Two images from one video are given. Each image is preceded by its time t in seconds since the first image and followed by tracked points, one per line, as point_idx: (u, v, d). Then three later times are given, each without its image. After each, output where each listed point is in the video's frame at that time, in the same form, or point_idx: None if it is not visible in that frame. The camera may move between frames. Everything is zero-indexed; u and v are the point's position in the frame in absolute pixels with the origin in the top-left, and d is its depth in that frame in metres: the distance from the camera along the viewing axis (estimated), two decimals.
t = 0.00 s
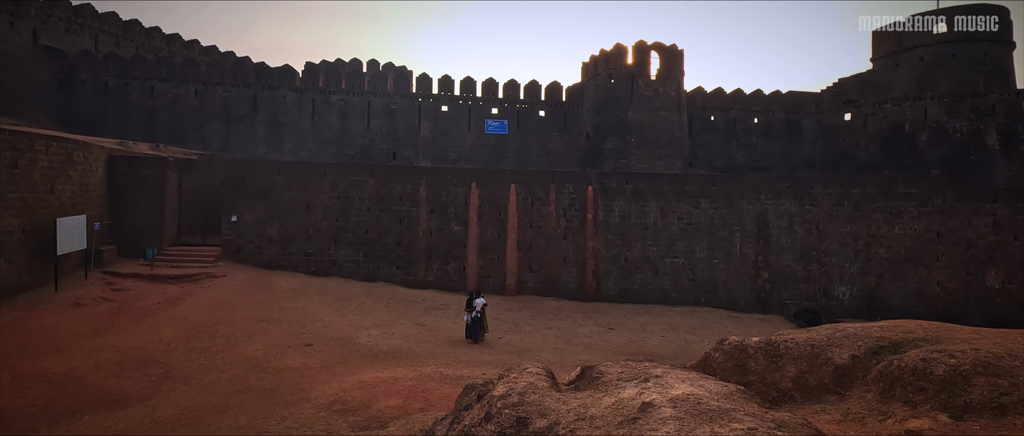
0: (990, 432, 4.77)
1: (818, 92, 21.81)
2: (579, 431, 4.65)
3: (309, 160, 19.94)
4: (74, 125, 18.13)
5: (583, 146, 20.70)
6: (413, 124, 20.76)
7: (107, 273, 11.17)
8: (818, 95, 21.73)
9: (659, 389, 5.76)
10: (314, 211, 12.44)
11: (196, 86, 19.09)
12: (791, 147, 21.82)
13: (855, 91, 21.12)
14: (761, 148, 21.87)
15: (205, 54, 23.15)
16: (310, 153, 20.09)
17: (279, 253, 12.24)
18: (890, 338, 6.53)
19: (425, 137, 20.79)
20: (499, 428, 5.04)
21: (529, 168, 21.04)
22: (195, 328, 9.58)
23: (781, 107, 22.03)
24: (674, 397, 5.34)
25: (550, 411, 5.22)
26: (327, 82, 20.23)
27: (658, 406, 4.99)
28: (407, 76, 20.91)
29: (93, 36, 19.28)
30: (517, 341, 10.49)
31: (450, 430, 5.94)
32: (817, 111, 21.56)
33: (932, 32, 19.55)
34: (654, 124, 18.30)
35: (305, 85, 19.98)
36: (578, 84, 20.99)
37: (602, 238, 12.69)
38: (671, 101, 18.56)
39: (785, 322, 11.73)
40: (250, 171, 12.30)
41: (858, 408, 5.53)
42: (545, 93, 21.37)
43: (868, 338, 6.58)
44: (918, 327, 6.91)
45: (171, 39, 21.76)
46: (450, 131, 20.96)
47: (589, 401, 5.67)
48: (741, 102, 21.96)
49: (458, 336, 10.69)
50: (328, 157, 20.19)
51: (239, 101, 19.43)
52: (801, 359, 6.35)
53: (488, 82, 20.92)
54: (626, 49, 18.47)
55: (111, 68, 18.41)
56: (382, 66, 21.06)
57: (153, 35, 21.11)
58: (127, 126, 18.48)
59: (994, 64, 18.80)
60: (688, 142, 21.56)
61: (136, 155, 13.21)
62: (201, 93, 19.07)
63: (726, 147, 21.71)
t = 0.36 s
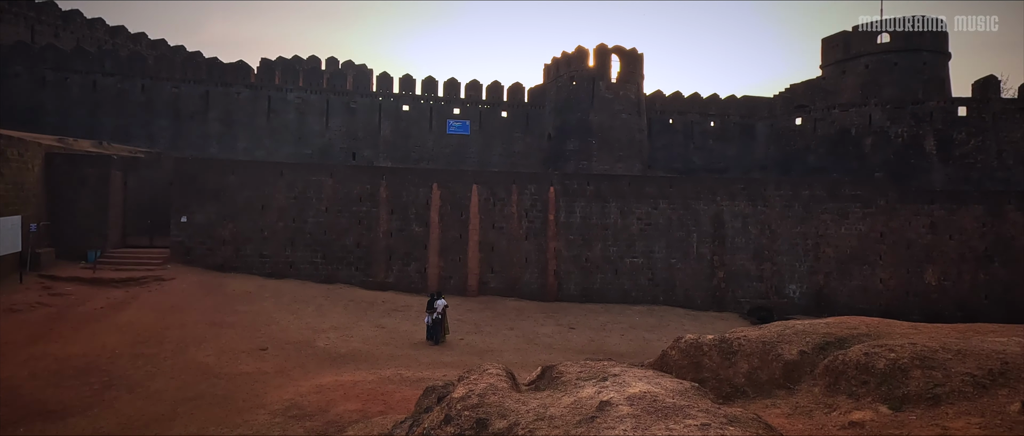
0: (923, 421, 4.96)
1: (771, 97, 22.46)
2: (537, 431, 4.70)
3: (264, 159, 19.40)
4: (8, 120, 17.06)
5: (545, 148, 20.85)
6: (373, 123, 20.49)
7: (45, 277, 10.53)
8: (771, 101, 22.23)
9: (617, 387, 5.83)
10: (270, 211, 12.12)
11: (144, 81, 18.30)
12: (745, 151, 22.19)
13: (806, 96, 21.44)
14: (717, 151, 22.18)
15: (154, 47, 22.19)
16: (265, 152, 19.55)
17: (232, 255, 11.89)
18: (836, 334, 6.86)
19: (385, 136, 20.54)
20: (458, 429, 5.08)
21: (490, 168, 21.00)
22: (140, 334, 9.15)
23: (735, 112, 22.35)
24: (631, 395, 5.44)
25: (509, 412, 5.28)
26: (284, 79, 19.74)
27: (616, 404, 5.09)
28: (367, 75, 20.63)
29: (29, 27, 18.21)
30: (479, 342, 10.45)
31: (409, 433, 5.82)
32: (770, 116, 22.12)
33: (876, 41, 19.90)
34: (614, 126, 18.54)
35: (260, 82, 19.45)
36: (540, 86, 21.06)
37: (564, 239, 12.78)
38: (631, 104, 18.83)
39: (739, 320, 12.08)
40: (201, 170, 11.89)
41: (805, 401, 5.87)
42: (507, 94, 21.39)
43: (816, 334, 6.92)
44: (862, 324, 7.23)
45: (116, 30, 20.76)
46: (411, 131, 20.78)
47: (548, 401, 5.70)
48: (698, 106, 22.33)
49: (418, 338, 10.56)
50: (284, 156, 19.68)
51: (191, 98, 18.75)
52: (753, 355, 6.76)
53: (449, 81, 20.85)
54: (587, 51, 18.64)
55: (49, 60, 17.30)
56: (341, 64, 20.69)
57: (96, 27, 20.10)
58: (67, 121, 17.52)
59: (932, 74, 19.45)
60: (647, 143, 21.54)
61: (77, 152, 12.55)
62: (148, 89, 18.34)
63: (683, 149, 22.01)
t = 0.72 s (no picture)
0: (872, 414, 5.27)
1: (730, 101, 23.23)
2: (502, 432, 4.69)
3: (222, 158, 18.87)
4: None
5: (511, 148, 20.93)
6: (337, 122, 20.19)
7: None
8: (731, 105, 23.13)
9: (579, 387, 5.74)
10: (229, 212, 11.85)
11: (93, 76, 17.56)
12: (705, 153, 23.03)
13: (763, 101, 22.15)
14: (679, 153, 22.93)
15: (104, 40, 21.30)
16: (224, 150, 19.02)
17: (188, 257, 11.53)
18: (791, 331, 7.06)
19: (349, 135, 20.24)
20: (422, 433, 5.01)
21: (456, 169, 20.91)
22: (88, 340, 8.75)
23: (697, 115, 23.26)
24: (594, 394, 5.40)
25: (473, 414, 5.19)
26: (244, 76, 19.26)
27: (579, 404, 5.05)
28: (331, 73, 20.26)
29: None
30: (444, 344, 10.39)
31: None
32: (730, 119, 23.02)
33: (828, 49, 20.72)
34: (579, 128, 18.84)
35: (219, 79, 18.93)
36: (506, 87, 21.17)
37: (530, 240, 12.90)
38: (596, 106, 19.14)
39: (700, 318, 12.37)
40: (156, 170, 11.58)
41: (762, 397, 6.11)
42: (473, 94, 21.39)
43: (772, 332, 7.08)
44: (814, 321, 7.49)
45: (64, 22, 19.85)
46: (375, 130, 20.53)
47: (511, 402, 5.60)
48: (661, 109, 22.99)
49: (383, 340, 10.44)
50: (243, 155, 19.18)
51: (144, 94, 18.12)
52: (712, 353, 6.90)
53: (416, 81, 20.76)
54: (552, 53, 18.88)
55: None
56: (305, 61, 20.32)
57: (41, 18, 19.18)
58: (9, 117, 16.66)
59: (880, 80, 20.34)
60: (612, 146, 22.22)
61: (19, 150, 11.97)
62: (97, 84, 17.60)
63: (646, 151, 22.60)
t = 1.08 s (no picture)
0: (825, 408, 5.46)
1: (692, 105, 23.88)
2: (466, 434, 4.69)
3: (178, 156, 18.28)
4: None
5: (477, 149, 20.93)
6: (299, 121, 19.76)
7: None
8: (693, 108, 23.79)
9: (544, 387, 5.78)
10: (185, 212, 11.51)
11: (38, 69, 16.81)
12: (668, 155, 23.86)
13: (722, 104, 23.23)
14: (643, 156, 23.41)
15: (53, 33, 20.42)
16: (180, 148, 18.41)
17: (141, 259, 11.12)
18: (749, 329, 7.25)
19: (312, 135, 19.86)
20: None
21: (422, 169, 20.73)
22: (32, 346, 8.31)
23: (659, 117, 23.91)
24: (559, 394, 5.44)
25: (438, 416, 5.16)
26: (201, 72, 18.71)
27: (543, 404, 5.09)
28: (293, 70, 19.84)
29: None
30: (410, 346, 10.28)
31: None
32: (691, 122, 23.69)
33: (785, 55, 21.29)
34: (545, 129, 18.97)
35: (175, 74, 18.34)
36: (472, 87, 21.16)
37: (496, 240, 12.94)
38: (561, 107, 19.31)
39: (662, 318, 12.59)
40: (107, 168, 11.21)
41: (722, 394, 6.27)
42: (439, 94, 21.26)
43: (730, 330, 7.27)
44: (771, 319, 7.71)
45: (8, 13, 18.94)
46: (340, 130, 20.18)
47: (476, 403, 5.60)
48: (625, 112, 23.38)
49: (346, 343, 10.26)
50: (200, 154, 18.60)
51: (93, 89, 17.43)
52: (674, 352, 7.05)
53: (380, 80, 20.54)
54: (518, 55, 19.02)
55: None
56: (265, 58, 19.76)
57: None
58: None
59: (833, 87, 20.99)
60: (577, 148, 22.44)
61: None
62: (43, 78, 16.86)
63: (611, 153, 22.91)
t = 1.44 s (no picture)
0: (783, 402, 5.66)
1: (658, 107, 24.31)
2: None
3: (132, 153, 17.60)
4: None
5: (445, 148, 20.73)
6: (262, 118, 19.24)
7: None
8: (658, 111, 24.28)
9: (512, 387, 5.79)
10: (140, 212, 11.10)
11: None
12: (635, 156, 23.89)
13: (688, 108, 23.79)
14: (610, 157, 23.60)
15: None
16: (134, 145, 17.72)
17: (92, 260, 10.67)
18: (711, 327, 7.43)
19: (275, 133, 19.36)
20: None
21: (388, 168, 20.45)
22: None
23: (627, 120, 24.03)
24: (526, 394, 5.45)
25: (405, 419, 5.09)
26: (157, 66, 18.06)
27: (510, 404, 5.10)
28: (255, 66, 19.30)
29: None
30: (376, 348, 10.15)
31: None
32: (657, 125, 23.99)
33: (748, 60, 22.01)
34: (514, 130, 19.00)
35: (128, 68, 17.67)
36: (440, 87, 20.98)
37: (465, 241, 12.90)
38: (530, 108, 19.36)
39: (628, 317, 12.79)
40: (55, 166, 10.72)
41: (685, 391, 6.42)
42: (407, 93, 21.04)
43: (694, 328, 7.43)
44: (733, 316, 7.91)
45: None
46: (304, 128, 19.74)
47: (444, 405, 5.56)
48: (593, 114, 23.60)
49: (312, 346, 10.05)
50: (155, 151, 17.95)
51: (40, 82, 16.66)
52: (639, 350, 7.15)
53: (346, 78, 20.18)
54: (488, 55, 19.02)
55: None
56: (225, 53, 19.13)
57: None
58: None
59: (794, 91, 21.86)
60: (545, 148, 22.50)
61: None
62: None
63: (580, 154, 23.12)
